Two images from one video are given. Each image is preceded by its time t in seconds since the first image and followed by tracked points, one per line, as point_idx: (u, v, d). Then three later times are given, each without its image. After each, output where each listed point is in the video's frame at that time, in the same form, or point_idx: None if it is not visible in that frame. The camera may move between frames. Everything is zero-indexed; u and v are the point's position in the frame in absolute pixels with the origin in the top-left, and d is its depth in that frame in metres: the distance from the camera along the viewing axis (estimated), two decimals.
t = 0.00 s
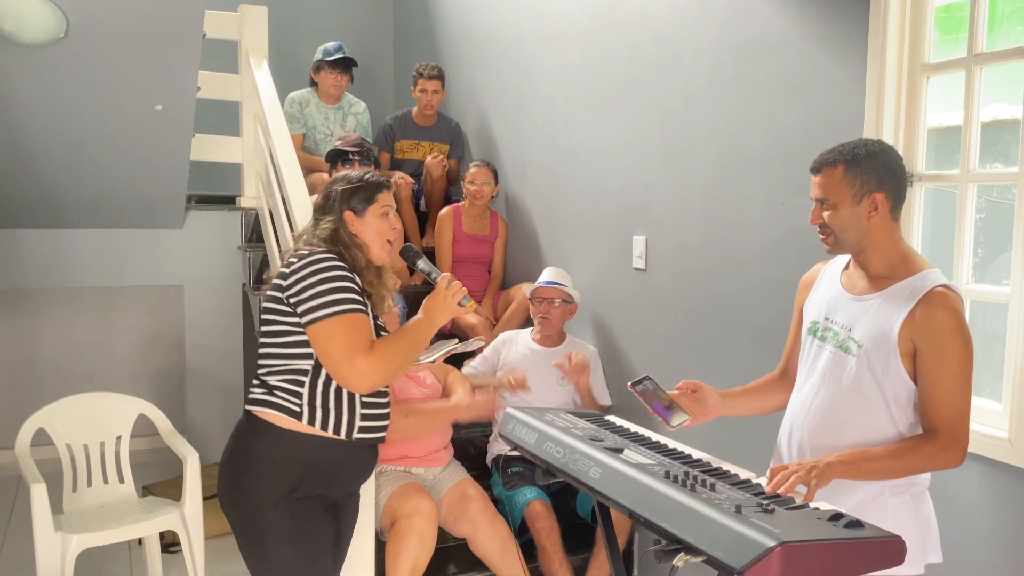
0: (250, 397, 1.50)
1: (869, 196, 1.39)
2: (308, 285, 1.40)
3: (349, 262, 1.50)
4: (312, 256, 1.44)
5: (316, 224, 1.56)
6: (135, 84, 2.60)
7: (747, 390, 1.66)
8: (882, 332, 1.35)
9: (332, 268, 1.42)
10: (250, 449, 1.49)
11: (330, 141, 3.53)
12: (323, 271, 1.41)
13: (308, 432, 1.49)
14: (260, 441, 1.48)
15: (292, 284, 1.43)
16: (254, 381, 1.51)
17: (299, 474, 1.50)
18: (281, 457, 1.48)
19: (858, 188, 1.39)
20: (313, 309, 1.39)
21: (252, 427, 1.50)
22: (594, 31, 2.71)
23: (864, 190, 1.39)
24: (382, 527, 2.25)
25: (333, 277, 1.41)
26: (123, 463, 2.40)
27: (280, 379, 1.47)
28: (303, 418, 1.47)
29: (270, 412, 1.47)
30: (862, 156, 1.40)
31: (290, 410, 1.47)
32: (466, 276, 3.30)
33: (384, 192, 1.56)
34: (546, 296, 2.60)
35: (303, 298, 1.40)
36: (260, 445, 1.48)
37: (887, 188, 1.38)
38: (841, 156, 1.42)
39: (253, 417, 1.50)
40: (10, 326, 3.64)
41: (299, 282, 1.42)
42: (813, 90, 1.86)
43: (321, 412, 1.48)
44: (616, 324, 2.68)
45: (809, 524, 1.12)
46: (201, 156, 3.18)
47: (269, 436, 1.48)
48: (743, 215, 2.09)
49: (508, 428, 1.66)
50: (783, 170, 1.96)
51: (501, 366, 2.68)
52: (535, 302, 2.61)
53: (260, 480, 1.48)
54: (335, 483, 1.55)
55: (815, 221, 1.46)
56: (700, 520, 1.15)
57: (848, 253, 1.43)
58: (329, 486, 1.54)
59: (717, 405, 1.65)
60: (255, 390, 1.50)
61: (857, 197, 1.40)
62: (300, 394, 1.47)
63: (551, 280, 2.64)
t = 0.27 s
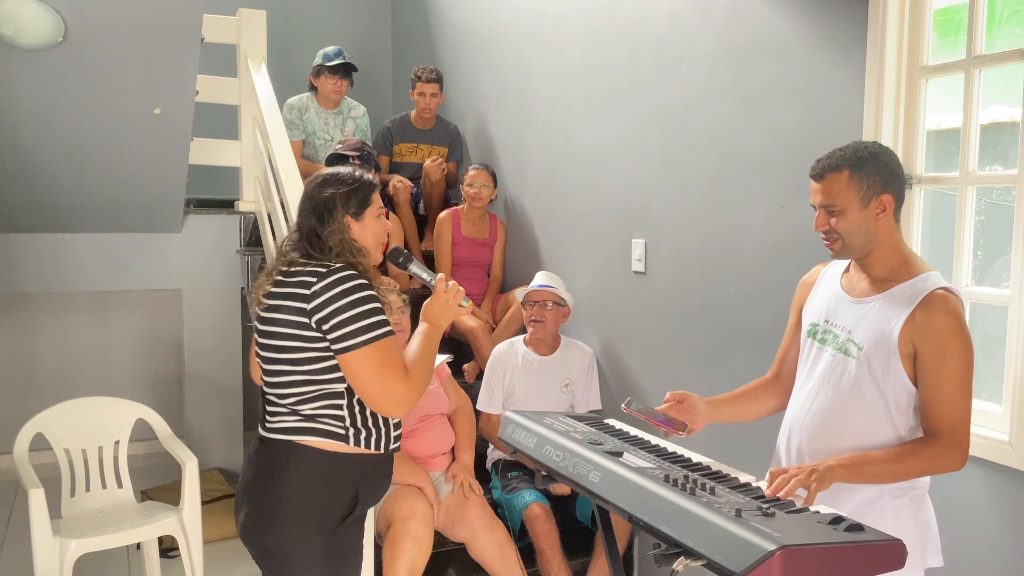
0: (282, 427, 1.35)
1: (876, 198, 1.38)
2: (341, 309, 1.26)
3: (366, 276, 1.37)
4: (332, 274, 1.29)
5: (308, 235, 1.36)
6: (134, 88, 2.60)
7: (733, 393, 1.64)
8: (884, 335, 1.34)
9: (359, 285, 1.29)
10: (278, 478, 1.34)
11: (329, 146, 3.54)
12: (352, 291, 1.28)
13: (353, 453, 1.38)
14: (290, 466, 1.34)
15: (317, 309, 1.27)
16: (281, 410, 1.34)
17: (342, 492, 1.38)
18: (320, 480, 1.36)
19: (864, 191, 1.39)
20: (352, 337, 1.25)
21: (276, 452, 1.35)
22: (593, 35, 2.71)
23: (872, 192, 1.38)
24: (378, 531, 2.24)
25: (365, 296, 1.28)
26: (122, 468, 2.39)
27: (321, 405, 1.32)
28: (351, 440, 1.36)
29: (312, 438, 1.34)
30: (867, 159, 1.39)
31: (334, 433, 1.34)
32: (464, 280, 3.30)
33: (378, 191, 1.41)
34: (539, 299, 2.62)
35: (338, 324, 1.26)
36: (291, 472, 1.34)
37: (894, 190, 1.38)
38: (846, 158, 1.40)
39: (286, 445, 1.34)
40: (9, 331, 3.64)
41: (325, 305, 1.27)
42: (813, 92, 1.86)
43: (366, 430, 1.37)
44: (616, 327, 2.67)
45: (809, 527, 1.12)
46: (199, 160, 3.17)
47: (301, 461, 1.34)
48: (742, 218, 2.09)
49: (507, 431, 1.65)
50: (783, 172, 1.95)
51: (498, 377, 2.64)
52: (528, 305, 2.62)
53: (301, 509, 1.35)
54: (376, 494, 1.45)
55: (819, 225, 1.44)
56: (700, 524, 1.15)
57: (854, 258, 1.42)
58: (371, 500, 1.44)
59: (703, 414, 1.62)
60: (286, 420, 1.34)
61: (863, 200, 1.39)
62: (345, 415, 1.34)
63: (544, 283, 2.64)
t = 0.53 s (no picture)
0: (292, 449, 1.26)
1: (883, 198, 1.38)
2: (355, 319, 1.19)
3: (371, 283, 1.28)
4: (343, 283, 1.21)
5: (302, 241, 1.25)
6: (133, 92, 2.61)
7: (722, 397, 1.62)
8: (886, 339, 1.34)
9: (370, 293, 1.22)
10: (291, 505, 1.26)
11: (329, 150, 3.55)
12: (365, 300, 1.20)
13: (368, 467, 1.32)
14: (303, 491, 1.26)
15: (329, 321, 1.18)
16: (290, 431, 1.25)
17: (359, 508, 1.31)
18: (337, 499, 1.28)
19: (869, 192, 1.38)
20: (368, 348, 1.18)
21: (283, 480, 1.26)
22: (591, 38, 2.71)
23: (879, 192, 1.37)
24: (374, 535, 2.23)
25: (378, 304, 1.21)
26: (122, 472, 2.39)
27: (336, 422, 1.25)
28: (368, 455, 1.30)
29: (328, 457, 1.26)
30: (874, 159, 1.38)
31: (351, 449, 1.28)
32: (464, 282, 3.30)
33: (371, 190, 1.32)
34: (543, 306, 2.58)
35: (353, 336, 1.18)
36: (305, 496, 1.26)
37: (898, 191, 1.38)
38: (852, 158, 1.39)
39: (297, 469, 1.26)
40: (8, 335, 3.64)
41: (337, 317, 1.19)
42: (811, 95, 1.86)
43: (381, 443, 1.32)
44: (615, 329, 2.67)
45: (808, 531, 1.11)
46: (199, 164, 3.18)
47: (314, 484, 1.26)
48: (741, 221, 2.10)
49: (507, 435, 1.64)
50: (782, 175, 1.96)
51: (500, 385, 2.60)
52: (532, 313, 2.59)
53: (320, 532, 1.28)
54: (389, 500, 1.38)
55: (823, 225, 1.43)
56: (700, 528, 1.14)
57: (857, 259, 1.40)
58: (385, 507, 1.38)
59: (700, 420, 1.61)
60: (296, 440, 1.25)
61: (868, 201, 1.38)
62: (360, 430, 1.28)
63: (548, 289, 2.60)
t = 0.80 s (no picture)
0: (285, 464, 1.23)
1: (890, 199, 1.37)
2: (341, 332, 1.14)
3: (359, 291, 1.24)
4: (328, 294, 1.16)
5: (287, 250, 1.21)
6: (133, 95, 2.61)
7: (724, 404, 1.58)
8: (893, 341, 1.33)
9: (358, 304, 1.17)
10: (289, 521, 1.23)
11: (328, 152, 3.55)
12: (352, 312, 1.16)
13: (365, 477, 1.29)
14: (299, 505, 1.23)
15: (315, 334, 1.14)
16: (282, 445, 1.22)
17: (358, 519, 1.29)
18: (334, 511, 1.25)
19: (876, 192, 1.37)
20: (355, 362, 1.14)
21: (279, 496, 1.23)
22: (591, 39, 2.71)
23: (887, 192, 1.37)
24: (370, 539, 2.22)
25: (367, 316, 1.17)
26: (122, 475, 2.39)
27: (329, 435, 1.22)
28: (365, 465, 1.27)
29: (325, 470, 1.23)
30: (883, 159, 1.38)
31: (346, 460, 1.25)
32: (464, 284, 3.30)
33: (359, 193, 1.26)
34: (548, 309, 2.57)
35: (339, 350, 1.14)
36: (302, 510, 1.23)
37: (904, 192, 1.38)
38: (861, 157, 1.38)
39: (292, 484, 1.23)
40: (8, 338, 3.64)
41: (323, 329, 1.14)
42: (811, 97, 1.86)
43: (378, 452, 1.29)
44: (616, 331, 2.67)
45: (810, 534, 1.11)
46: (199, 166, 3.18)
47: (311, 497, 1.23)
48: (741, 222, 2.10)
49: (507, 438, 1.64)
50: (782, 176, 1.95)
51: (504, 383, 2.60)
52: (538, 315, 2.59)
53: (320, 546, 1.25)
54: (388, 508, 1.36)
55: (829, 225, 1.41)
56: (701, 530, 1.14)
57: (861, 260, 1.39)
58: (384, 515, 1.35)
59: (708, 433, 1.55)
60: (289, 455, 1.22)
61: (876, 201, 1.37)
62: (354, 441, 1.25)
63: (553, 293, 2.60)
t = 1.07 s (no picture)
0: (273, 468, 1.23)
1: (891, 201, 1.37)
2: (327, 339, 1.13)
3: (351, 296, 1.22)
4: (316, 300, 1.15)
5: (281, 247, 1.21)
6: (134, 96, 2.61)
7: (731, 406, 1.56)
8: (896, 341, 1.33)
9: (346, 311, 1.16)
10: (276, 523, 1.23)
11: (328, 152, 3.55)
12: (339, 319, 1.14)
13: (356, 483, 1.29)
14: (287, 508, 1.23)
15: (301, 341, 1.13)
16: (270, 450, 1.22)
17: (347, 524, 1.28)
18: (326, 515, 1.25)
19: (878, 195, 1.36)
20: (341, 371, 1.13)
21: (267, 498, 1.23)
22: (591, 40, 2.71)
23: (887, 195, 1.36)
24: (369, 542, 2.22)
25: (356, 324, 1.15)
26: (122, 477, 2.39)
27: (316, 441, 1.21)
28: (356, 471, 1.26)
29: (312, 475, 1.23)
30: (884, 161, 1.37)
31: (337, 466, 1.24)
32: (464, 285, 3.30)
33: (361, 196, 1.25)
34: (546, 309, 2.57)
35: (323, 359, 1.12)
36: (289, 514, 1.23)
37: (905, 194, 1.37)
38: (864, 158, 1.38)
39: (280, 487, 1.23)
40: (9, 339, 3.64)
41: (309, 336, 1.13)
42: (811, 97, 1.86)
43: (369, 458, 1.28)
44: (616, 332, 2.67)
45: (812, 534, 1.10)
46: (199, 167, 3.18)
47: (299, 501, 1.23)
48: (742, 223, 2.09)
49: (507, 438, 1.64)
50: (782, 175, 1.95)
51: (501, 386, 2.60)
52: (534, 316, 2.59)
53: (309, 550, 1.24)
54: (381, 514, 1.35)
55: (830, 226, 1.41)
56: (703, 531, 1.14)
57: (863, 262, 1.39)
58: (377, 521, 1.34)
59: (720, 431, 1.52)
60: (277, 459, 1.22)
61: (878, 203, 1.36)
62: (343, 448, 1.24)
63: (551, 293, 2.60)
